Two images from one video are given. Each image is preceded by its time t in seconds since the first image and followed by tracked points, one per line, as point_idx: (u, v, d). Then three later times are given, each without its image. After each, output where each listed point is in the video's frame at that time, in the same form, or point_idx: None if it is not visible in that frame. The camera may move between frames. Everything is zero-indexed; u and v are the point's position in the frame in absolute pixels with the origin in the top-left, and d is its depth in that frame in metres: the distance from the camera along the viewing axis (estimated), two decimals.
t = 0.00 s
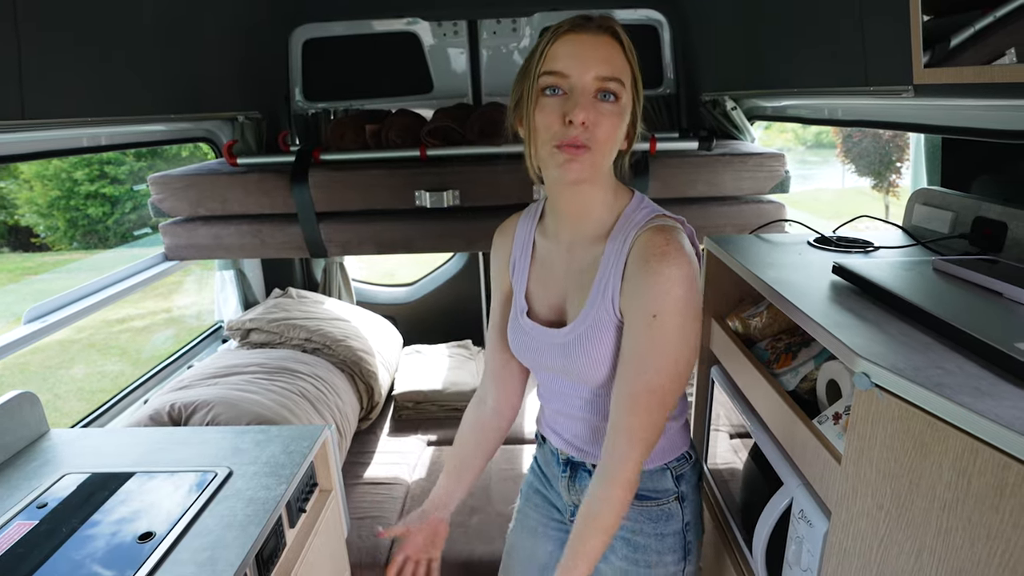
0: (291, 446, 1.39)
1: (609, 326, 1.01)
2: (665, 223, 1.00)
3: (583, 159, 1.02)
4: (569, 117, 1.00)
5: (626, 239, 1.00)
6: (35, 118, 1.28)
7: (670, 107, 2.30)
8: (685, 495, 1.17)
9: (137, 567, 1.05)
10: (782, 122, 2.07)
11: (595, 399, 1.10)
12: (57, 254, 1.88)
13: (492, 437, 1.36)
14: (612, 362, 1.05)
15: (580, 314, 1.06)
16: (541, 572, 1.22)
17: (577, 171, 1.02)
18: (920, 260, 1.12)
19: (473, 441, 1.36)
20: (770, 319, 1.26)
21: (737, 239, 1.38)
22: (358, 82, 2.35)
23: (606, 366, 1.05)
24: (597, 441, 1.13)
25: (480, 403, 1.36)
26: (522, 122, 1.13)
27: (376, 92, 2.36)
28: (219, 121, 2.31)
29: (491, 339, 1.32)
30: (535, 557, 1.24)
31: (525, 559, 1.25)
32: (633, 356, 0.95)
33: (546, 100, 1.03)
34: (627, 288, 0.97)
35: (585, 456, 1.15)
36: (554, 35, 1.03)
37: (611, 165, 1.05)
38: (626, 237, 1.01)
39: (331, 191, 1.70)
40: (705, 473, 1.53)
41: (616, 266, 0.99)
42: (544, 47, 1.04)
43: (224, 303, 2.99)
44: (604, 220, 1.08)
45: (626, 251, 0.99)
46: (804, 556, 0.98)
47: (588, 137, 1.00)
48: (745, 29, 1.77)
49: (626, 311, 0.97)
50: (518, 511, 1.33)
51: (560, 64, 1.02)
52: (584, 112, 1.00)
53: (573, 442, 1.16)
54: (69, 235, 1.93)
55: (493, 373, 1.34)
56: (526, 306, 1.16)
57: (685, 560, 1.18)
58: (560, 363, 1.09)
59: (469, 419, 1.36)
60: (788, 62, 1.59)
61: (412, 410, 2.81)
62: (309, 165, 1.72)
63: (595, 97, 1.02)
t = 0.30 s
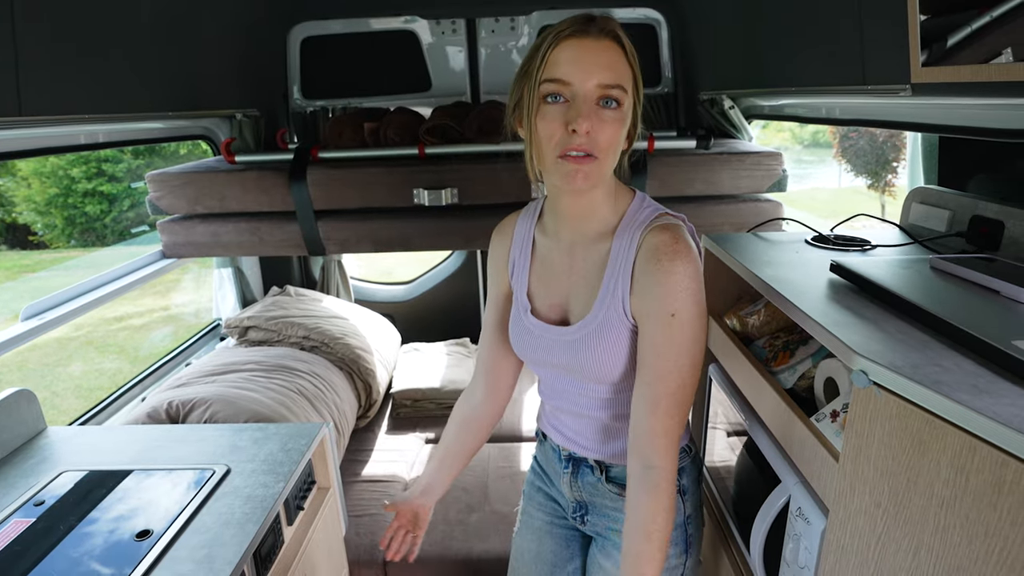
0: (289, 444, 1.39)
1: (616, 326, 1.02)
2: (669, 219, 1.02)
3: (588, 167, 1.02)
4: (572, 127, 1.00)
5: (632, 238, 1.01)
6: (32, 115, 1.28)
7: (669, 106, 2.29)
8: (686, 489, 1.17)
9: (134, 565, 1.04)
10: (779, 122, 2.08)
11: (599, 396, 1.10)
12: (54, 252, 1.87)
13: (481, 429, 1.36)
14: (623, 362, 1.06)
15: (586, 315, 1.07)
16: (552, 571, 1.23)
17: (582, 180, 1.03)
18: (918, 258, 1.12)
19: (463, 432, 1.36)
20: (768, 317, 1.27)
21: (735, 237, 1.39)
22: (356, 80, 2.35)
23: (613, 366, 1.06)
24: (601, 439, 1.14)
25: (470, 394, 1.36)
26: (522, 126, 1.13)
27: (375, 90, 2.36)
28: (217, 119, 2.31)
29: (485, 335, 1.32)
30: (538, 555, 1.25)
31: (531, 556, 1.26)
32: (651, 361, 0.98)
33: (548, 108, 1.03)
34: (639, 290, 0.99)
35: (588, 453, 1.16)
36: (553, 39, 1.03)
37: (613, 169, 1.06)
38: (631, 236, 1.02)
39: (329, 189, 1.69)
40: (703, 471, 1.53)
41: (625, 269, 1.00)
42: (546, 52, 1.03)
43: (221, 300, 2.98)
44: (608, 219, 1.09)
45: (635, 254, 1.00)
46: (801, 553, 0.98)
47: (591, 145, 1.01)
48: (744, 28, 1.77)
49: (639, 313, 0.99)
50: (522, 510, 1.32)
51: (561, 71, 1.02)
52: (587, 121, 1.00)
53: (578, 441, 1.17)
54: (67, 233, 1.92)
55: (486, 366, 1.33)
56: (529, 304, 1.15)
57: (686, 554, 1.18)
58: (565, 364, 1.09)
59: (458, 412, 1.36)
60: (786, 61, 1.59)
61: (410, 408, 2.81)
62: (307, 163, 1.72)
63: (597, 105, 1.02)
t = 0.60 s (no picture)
0: (287, 441, 1.39)
1: (626, 324, 1.04)
2: (674, 213, 1.04)
3: (571, 172, 1.03)
4: (550, 135, 1.01)
5: (641, 235, 1.02)
6: (30, 112, 1.27)
7: (667, 105, 2.29)
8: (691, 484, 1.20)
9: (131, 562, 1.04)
10: (776, 122, 2.10)
11: (605, 393, 1.12)
12: (52, 249, 1.87)
13: (487, 434, 1.36)
14: (631, 359, 1.07)
15: (594, 314, 1.08)
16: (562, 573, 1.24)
17: (567, 185, 1.04)
18: (915, 258, 1.13)
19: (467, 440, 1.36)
20: (766, 315, 1.27)
21: (733, 236, 1.39)
22: (354, 78, 2.35)
23: (622, 364, 1.07)
24: (606, 435, 1.14)
25: (473, 400, 1.36)
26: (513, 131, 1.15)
27: (375, 89, 2.36)
28: (216, 117, 2.31)
29: (485, 340, 1.32)
30: (542, 555, 1.25)
31: (537, 559, 1.26)
32: (666, 357, 1.02)
33: (530, 116, 1.05)
34: (651, 286, 1.01)
35: (592, 453, 1.17)
36: (534, 46, 1.03)
37: (605, 170, 1.06)
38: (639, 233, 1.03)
39: (327, 187, 1.70)
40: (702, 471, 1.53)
41: (635, 268, 1.01)
42: (527, 59, 1.05)
43: (220, 298, 2.99)
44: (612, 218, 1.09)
45: (645, 250, 1.01)
46: (799, 551, 0.98)
47: (573, 150, 1.02)
48: (743, 27, 1.77)
49: (651, 310, 1.01)
50: (522, 514, 1.29)
51: (540, 78, 1.03)
52: (565, 126, 1.01)
53: (580, 439, 1.17)
54: (65, 230, 1.92)
55: (487, 370, 1.33)
56: (532, 305, 1.14)
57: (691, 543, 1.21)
58: (571, 363, 1.10)
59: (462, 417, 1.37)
60: (784, 62, 1.60)
61: (408, 406, 2.81)
62: (306, 160, 1.72)
63: (578, 109, 1.02)
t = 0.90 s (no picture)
0: (285, 438, 1.40)
1: (634, 318, 1.05)
2: (683, 210, 1.06)
3: (557, 184, 1.04)
4: (532, 149, 1.02)
5: (652, 231, 1.04)
6: (29, 108, 1.27)
7: (665, 104, 2.31)
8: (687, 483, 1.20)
9: (129, 558, 1.04)
10: (774, 122, 2.11)
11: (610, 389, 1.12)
12: (51, 246, 1.87)
13: (472, 426, 1.35)
14: (637, 355, 1.08)
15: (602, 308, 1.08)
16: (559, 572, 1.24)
17: (556, 194, 1.05)
18: (912, 258, 1.13)
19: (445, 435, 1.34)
20: (763, 315, 1.28)
21: (732, 236, 1.40)
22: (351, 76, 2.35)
23: (627, 360, 1.08)
24: (608, 432, 1.15)
25: (457, 396, 1.35)
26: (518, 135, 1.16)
27: (374, 87, 2.36)
28: (215, 114, 2.31)
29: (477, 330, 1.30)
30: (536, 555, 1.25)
31: (533, 558, 1.25)
32: (678, 353, 1.03)
33: (520, 128, 1.06)
34: (662, 282, 1.02)
35: (591, 449, 1.17)
36: (517, 61, 1.02)
37: (597, 175, 1.05)
38: (647, 229, 1.04)
39: (326, 184, 1.70)
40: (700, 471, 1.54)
41: (645, 263, 1.03)
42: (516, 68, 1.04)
43: (219, 295, 2.99)
44: (619, 216, 1.10)
45: (656, 247, 1.03)
46: (795, 549, 0.99)
47: (555, 163, 1.01)
48: (741, 27, 1.78)
49: (661, 306, 1.03)
50: (516, 514, 1.30)
51: (522, 93, 1.02)
52: (544, 141, 1.00)
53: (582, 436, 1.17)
54: (64, 227, 1.92)
55: (475, 365, 1.33)
56: (537, 299, 1.14)
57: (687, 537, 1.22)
58: (574, 358, 1.10)
59: (448, 409, 1.34)
60: (783, 62, 1.60)
61: (406, 403, 2.81)
62: (305, 158, 1.72)
63: (557, 122, 1.00)
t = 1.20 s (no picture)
0: (284, 433, 1.40)
1: (643, 315, 1.05)
2: (692, 215, 1.06)
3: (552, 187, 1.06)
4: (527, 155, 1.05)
5: (663, 233, 1.04)
6: (31, 100, 1.27)
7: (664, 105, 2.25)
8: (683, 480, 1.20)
9: (126, 551, 1.05)
10: (772, 123, 2.13)
11: (612, 387, 1.12)
12: (50, 239, 1.87)
13: (469, 412, 1.34)
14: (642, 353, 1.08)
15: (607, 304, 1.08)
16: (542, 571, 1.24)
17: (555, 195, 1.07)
18: (909, 259, 1.14)
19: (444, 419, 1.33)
20: (762, 315, 1.28)
21: (731, 236, 1.40)
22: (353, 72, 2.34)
23: (631, 357, 1.08)
24: (605, 432, 1.14)
25: (458, 379, 1.34)
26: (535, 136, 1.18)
27: (376, 84, 2.38)
28: (216, 108, 2.31)
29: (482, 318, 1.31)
30: (523, 551, 1.25)
31: (519, 557, 1.25)
32: (690, 353, 1.04)
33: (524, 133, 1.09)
34: (671, 281, 1.03)
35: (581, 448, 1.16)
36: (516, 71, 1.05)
37: (596, 177, 1.05)
38: (658, 230, 1.04)
39: (327, 180, 1.70)
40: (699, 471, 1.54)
41: (653, 262, 1.03)
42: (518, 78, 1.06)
43: (218, 290, 2.99)
44: (629, 217, 1.09)
45: (664, 248, 1.03)
46: (790, 548, 1.00)
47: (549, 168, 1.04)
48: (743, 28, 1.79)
49: (672, 306, 1.03)
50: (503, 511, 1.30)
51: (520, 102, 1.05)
52: (536, 148, 1.03)
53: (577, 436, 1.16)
54: (63, 220, 1.92)
55: (479, 348, 1.32)
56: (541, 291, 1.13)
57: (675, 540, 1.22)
58: (577, 352, 1.09)
59: (447, 393, 1.33)
60: (785, 63, 1.61)
61: (404, 399, 2.81)
62: (306, 153, 1.72)
63: (548, 130, 1.02)
